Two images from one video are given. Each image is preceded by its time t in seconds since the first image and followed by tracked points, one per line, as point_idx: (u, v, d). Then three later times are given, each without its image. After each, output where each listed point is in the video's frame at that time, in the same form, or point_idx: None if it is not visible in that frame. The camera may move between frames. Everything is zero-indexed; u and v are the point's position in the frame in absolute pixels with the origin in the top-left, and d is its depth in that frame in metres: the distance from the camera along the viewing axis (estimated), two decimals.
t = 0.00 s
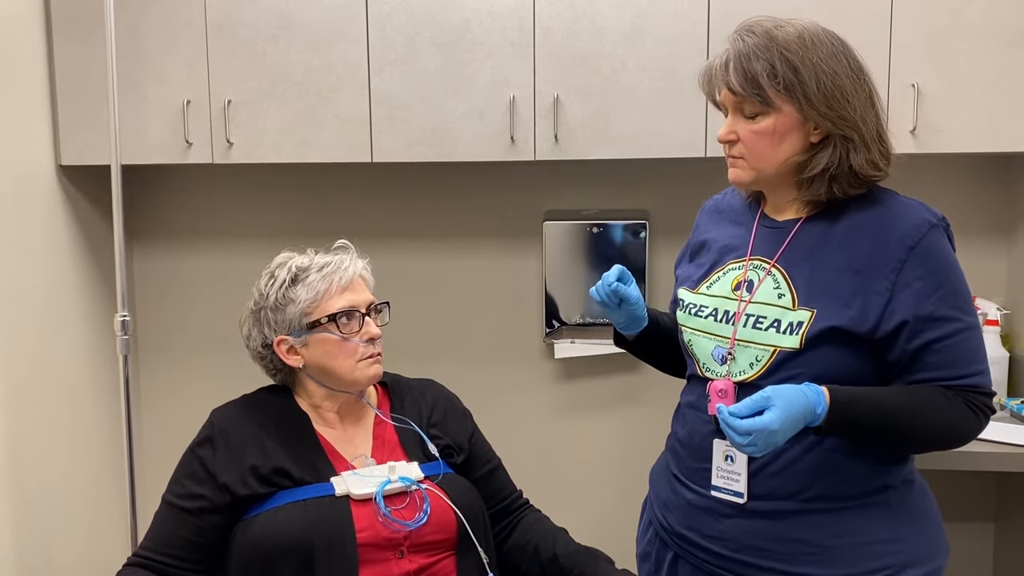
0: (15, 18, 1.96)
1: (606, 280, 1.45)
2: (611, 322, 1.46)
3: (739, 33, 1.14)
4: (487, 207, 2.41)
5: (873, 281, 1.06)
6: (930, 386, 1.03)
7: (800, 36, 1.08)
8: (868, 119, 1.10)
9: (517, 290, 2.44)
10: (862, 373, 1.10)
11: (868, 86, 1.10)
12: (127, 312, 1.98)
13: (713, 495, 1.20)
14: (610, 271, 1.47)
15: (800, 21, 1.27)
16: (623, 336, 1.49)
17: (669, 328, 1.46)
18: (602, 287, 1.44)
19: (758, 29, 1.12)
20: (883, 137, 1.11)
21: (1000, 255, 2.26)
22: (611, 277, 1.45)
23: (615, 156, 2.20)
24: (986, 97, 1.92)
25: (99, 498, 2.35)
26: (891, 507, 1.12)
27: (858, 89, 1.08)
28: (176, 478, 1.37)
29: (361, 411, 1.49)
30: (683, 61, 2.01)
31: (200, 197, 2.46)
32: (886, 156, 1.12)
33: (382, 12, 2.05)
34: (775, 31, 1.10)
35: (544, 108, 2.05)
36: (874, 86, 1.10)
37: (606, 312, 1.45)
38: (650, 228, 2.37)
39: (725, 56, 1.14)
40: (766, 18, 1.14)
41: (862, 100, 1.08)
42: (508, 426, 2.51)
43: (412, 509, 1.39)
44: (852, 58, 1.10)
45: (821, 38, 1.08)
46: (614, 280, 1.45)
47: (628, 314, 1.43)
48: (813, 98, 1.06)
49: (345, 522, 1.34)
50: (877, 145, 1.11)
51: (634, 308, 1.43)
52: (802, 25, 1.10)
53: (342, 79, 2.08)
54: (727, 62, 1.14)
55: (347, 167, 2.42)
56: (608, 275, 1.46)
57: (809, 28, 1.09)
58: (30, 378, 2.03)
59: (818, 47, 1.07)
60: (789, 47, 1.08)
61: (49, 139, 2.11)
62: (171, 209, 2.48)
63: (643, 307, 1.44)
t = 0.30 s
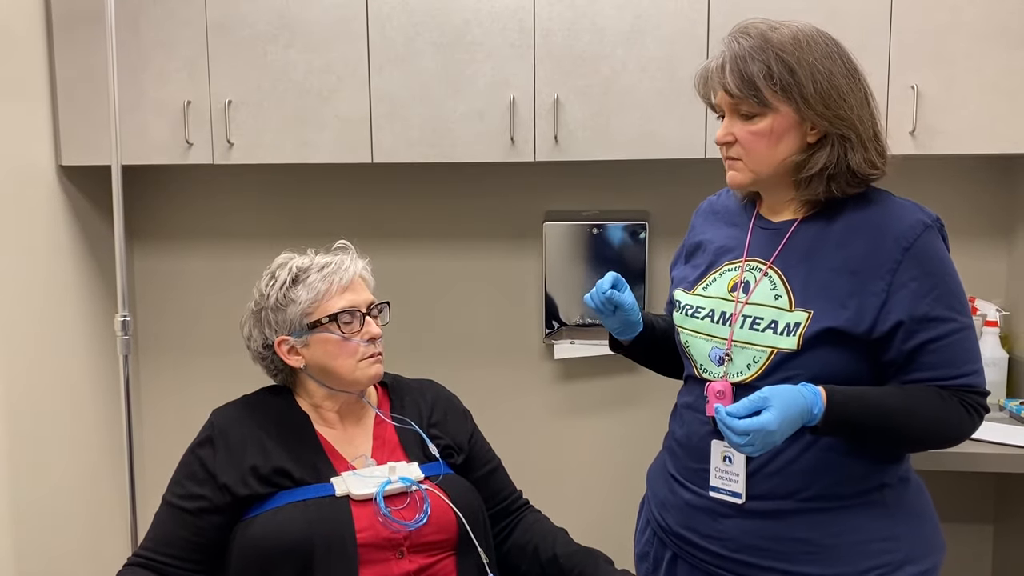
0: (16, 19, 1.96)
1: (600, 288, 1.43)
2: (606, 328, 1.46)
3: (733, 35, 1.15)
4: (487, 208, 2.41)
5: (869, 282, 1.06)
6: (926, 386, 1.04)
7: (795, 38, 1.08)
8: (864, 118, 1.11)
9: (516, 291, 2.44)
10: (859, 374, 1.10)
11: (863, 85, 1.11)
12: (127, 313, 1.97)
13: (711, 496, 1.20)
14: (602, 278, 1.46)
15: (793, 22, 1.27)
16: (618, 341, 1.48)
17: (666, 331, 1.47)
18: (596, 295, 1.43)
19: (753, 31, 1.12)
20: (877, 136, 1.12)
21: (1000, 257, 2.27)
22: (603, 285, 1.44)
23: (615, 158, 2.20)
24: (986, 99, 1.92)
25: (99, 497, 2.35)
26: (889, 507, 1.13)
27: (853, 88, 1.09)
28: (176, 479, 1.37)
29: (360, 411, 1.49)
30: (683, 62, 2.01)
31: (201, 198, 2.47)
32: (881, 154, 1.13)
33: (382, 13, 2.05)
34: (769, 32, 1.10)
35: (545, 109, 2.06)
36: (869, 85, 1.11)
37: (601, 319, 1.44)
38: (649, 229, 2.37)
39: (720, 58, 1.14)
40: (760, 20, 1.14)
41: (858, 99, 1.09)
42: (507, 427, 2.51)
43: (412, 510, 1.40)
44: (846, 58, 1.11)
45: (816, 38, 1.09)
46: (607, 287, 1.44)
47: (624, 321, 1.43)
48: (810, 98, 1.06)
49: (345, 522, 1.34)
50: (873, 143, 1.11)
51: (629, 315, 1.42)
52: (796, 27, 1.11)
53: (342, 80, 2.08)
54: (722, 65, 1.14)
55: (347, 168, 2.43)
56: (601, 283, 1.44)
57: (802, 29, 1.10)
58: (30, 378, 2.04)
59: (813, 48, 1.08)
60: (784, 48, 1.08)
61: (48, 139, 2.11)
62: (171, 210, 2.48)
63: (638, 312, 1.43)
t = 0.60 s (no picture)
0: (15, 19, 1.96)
1: (612, 233, 1.50)
2: (606, 283, 1.48)
3: (729, 39, 1.15)
4: (487, 208, 2.41)
5: (868, 281, 1.06)
6: (925, 386, 1.04)
7: (793, 39, 1.08)
8: (865, 114, 1.11)
9: (516, 291, 2.44)
10: (859, 374, 1.10)
11: (862, 82, 1.11)
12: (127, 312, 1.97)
13: (711, 495, 1.20)
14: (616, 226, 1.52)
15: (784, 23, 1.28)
16: (616, 306, 1.49)
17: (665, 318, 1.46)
18: (606, 238, 1.49)
19: (748, 34, 1.12)
20: (879, 132, 1.12)
21: (1000, 257, 2.27)
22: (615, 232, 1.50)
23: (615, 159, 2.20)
24: (986, 100, 1.92)
25: (99, 497, 2.35)
26: (889, 506, 1.13)
27: (854, 86, 1.09)
28: (176, 478, 1.37)
29: (361, 409, 1.49)
30: (683, 63, 2.01)
31: (201, 197, 2.47)
32: (884, 149, 1.13)
33: (382, 14, 2.05)
34: (767, 34, 1.10)
35: (545, 109, 2.06)
36: (868, 82, 1.11)
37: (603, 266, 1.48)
38: (649, 229, 2.37)
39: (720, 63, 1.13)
40: (753, 23, 1.15)
41: (859, 96, 1.09)
42: (507, 427, 2.51)
43: (412, 509, 1.40)
44: (844, 56, 1.11)
45: (814, 38, 1.09)
46: (618, 235, 1.49)
47: (624, 273, 1.45)
48: (813, 98, 1.06)
49: (345, 521, 1.34)
50: (875, 140, 1.12)
51: (631, 267, 1.45)
52: (793, 27, 1.11)
53: (342, 80, 2.08)
54: (722, 70, 1.14)
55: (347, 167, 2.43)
56: (614, 232, 1.50)
57: (800, 29, 1.10)
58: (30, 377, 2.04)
59: (812, 48, 1.08)
60: (783, 49, 1.08)
61: (48, 139, 2.11)
62: (171, 209, 2.48)
63: (642, 269, 1.46)
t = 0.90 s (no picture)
0: (16, 18, 1.96)
1: (607, 253, 1.49)
2: (606, 298, 1.49)
3: (736, 36, 1.15)
4: (487, 208, 2.41)
5: (870, 281, 1.07)
6: (926, 386, 1.04)
7: (799, 38, 1.09)
8: (868, 117, 1.11)
9: (516, 290, 2.44)
10: (860, 373, 1.11)
11: (866, 84, 1.11)
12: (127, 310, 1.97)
13: (711, 493, 1.20)
14: (611, 245, 1.52)
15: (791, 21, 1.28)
16: (619, 317, 1.49)
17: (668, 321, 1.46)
18: (601, 259, 1.49)
19: (755, 31, 1.12)
20: (881, 134, 1.12)
21: (1000, 257, 2.27)
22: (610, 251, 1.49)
23: (616, 158, 2.20)
24: (986, 100, 1.93)
25: (99, 495, 2.35)
26: (889, 504, 1.13)
27: (858, 87, 1.09)
28: (176, 477, 1.37)
29: (361, 408, 1.49)
30: (684, 62, 2.02)
31: (201, 196, 2.47)
32: (885, 152, 1.13)
33: (382, 13, 2.05)
34: (773, 32, 1.10)
35: (544, 109, 2.06)
36: (872, 84, 1.11)
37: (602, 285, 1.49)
38: (650, 229, 2.37)
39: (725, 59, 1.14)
40: (761, 21, 1.14)
41: (862, 98, 1.09)
42: (507, 426, 2.51)
43: (412, 507, 1.40)
44: (851, 57, 1.11)
45: (820, 38, 1.09)
46: (613, 253, 1.49)
47: (624, 291, 1.45)
48: (816, 98, 1.07)
49: (345, 519, 1.34)
50: (877, 142, 1.12)
51: (629, 284, 1.45)
52: (800, 26, 1.11)
53: (343, 79, 2.08)
54: (727, 66, 1.14)
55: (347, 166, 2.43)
56: (609, 250, 1.50)
57: (806, 29, 1.10)
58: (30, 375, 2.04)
59: (818, 48, 1.08)
60: (789, 48, 1.08)
61: (48, 137, 2.11)
62: (171, 208, 2.48)
63: (641, 285, 1.46)
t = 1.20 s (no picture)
0: (15, 15, 1.96)
1: (612, 259, 1.47)
2: (612, 304, 1.48)
3: (738, 34, 1.15)
4: (487, 207, 2.41)
5: (871, 281, 1.07)
6: (927, 386, 1.04)
7: (799, 38, 1.09)
8: (867, 118, 1.11)
9: (516, 289, 2.44)
10: (860, 373, 1.11)
11: (866, 85, 1.11)
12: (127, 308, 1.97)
13: (713, 492, 1.20)
14: (616, 250, 1.49)
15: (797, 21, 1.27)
16: (624, 322, 1.49)
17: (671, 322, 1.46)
18: (607, 265, 1.46)
19: (757, 30, 1.12)
20: (880, 136, 1.12)
21: (1000, 257, 2.27)
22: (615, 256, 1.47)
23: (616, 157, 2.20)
24: (985, 100, 1.93)
25: (97, 493, 2.35)
26: (889, 503, 1.13)
27: (856, 89, 1.09)
28: (175, 475, 1.37)
29: (361, 407, 1.49)
30: (684, 61, 2.01)
31: (200, 195, 2.47)
32: (884, 154, 1.13)
33: (382, 11, 2.05)
34: (774, 31, 1.10)
35: (544, 107, 2.06)
36: (872, 85, 1.11)
37: (608, 293, 1.47)
38: (649, 228, 2.37)
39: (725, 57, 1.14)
40: (764, 19, 1.14)
41: (860, 100, 1.09)
42: (507, 425, 2.51)
43: (412, 505, 1.40)
44: (851, 59, 1.10)
45: (820, 38, 1.09)
46: (618, 259, 1.47)
47: (630, 297, 1.44)
48: (812, 99, 1.07)
49: (344, 516, 1.34)
50: (875, 144, 1.11)
51: (636, 291, 1.44)
52: (802, 26, 1.11)
53: (343, 78, 2.08)
54: (727, 63, 1.15)
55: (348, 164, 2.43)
56: (614, 255, 1.47)
57: (807, 29, 1.10)
58: (29, 373, 2.03)
59: (816, 48, 1.08)
60: (788, 47, 1.08)
61: (47, 135, 2.11)
62: (171, 206, 2.48)
63: (646, 290, 1.45)
